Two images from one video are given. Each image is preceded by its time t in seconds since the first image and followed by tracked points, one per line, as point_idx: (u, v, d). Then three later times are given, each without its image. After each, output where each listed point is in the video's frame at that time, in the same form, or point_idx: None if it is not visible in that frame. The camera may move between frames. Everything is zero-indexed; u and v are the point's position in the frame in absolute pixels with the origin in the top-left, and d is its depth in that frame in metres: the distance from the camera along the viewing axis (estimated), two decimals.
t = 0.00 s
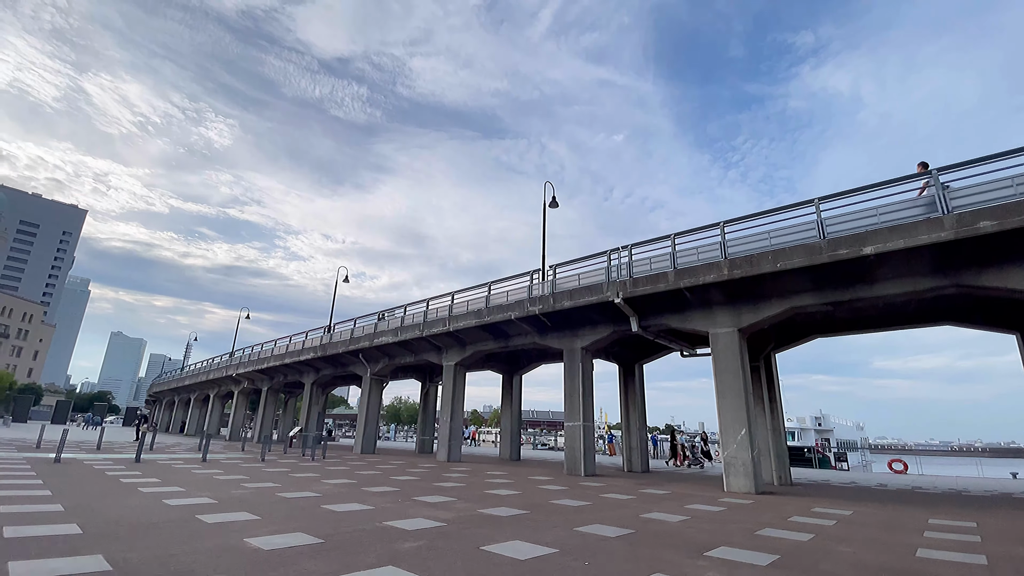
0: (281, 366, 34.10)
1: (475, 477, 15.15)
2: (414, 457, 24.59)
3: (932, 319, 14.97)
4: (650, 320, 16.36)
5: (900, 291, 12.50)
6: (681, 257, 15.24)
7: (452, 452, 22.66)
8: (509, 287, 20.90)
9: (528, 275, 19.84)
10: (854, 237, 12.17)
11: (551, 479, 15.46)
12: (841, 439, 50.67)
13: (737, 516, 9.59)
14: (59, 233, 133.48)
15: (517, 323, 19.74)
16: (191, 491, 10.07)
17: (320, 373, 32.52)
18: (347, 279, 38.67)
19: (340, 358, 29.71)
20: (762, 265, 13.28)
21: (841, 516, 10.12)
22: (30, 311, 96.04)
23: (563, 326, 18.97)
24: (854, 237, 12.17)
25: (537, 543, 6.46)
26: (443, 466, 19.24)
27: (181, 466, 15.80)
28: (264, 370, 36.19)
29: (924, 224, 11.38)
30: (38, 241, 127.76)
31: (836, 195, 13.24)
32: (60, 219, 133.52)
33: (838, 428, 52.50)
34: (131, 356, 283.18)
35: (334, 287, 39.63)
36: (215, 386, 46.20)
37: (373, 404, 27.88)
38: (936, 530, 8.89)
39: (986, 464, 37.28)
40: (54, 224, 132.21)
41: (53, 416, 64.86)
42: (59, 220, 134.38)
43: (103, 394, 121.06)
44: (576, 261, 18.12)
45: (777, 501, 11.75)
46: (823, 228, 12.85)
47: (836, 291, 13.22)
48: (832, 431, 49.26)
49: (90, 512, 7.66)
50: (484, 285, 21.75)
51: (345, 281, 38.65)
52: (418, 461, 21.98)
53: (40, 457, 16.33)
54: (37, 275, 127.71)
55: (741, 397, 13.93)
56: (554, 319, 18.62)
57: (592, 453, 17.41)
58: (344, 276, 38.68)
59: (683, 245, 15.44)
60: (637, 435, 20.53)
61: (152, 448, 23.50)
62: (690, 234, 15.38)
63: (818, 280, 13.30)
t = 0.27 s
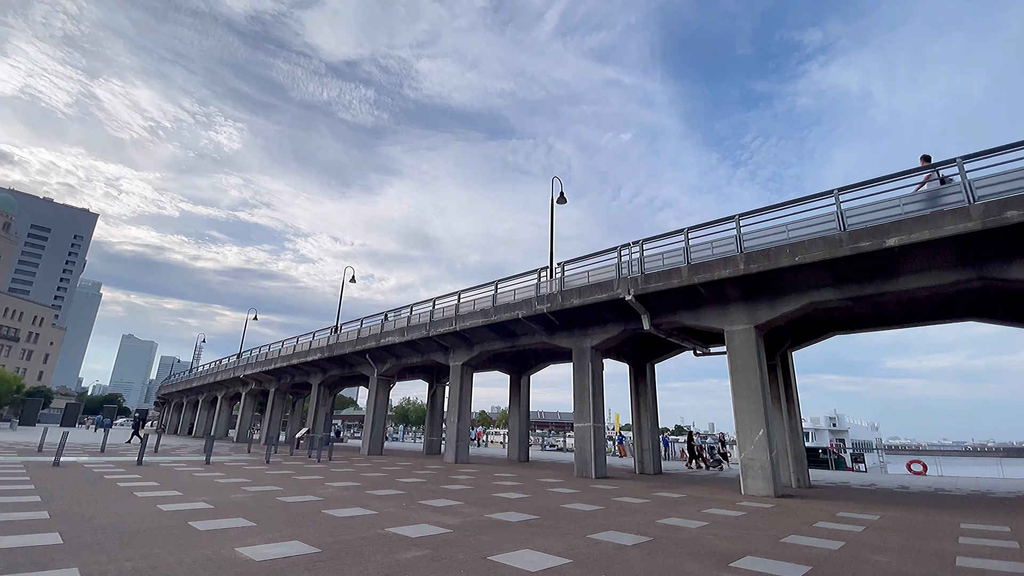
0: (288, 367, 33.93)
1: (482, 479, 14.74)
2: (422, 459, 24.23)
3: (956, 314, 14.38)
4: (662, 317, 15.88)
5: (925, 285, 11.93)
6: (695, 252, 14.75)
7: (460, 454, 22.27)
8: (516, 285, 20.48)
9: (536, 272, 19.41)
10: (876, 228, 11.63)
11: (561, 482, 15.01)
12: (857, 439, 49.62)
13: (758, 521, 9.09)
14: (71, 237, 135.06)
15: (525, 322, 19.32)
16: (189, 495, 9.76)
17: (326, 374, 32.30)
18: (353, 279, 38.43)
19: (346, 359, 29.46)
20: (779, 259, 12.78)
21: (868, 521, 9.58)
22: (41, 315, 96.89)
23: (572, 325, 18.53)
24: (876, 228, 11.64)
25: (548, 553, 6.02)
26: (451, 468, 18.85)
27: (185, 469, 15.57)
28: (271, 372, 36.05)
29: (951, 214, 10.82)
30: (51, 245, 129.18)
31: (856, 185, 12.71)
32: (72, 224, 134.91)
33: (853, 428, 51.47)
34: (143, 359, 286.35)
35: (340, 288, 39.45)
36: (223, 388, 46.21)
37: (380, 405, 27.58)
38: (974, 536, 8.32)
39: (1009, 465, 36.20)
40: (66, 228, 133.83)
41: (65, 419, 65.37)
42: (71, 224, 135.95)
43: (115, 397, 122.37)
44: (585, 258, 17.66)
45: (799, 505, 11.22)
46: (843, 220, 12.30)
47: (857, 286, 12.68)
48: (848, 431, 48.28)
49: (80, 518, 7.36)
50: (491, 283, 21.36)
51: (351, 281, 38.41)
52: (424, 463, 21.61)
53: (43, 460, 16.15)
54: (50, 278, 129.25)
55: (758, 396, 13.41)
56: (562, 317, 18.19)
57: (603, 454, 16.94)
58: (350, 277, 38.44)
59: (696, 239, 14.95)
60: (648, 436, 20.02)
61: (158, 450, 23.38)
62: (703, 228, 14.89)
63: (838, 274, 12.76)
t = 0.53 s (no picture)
0: (295, 368, 33.76)
1: (489, 482, 14.35)
2: (429, 461, 23.87)
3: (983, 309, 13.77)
4: (674, 315, 15.40)
5: (952, 278, 11.36)
6: (708, 247, 14.26)
7: (467, 456, 21.89)
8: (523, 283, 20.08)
9: (544, 270, 18.99)
10: (900, 219, 11.09)
11: (570, 484, 14.59)
12: (872, 440, 48.61)
13: (781, 527, 8.58)
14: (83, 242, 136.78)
15: (532, 320, 18.91)
16: (187, 499, 9.44)
17: (333, 375, 32.09)
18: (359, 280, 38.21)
19: (352, 360, 29.20)
20: (796, 253, 12.28)
21: (895, 526, 9.06)
22: (54, 318, 97.99)
23: (581, 324, 18.09)
24: (900, 219, 11.09)
25: (558, 563, 5.59)
26: (457, 470, 18.49)
27: (188, 472, 15.35)
28: (278, 373, 35.93)
29: (980, 203, 10.26)
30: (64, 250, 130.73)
31: (877, 175, 12.15)
32: (85, 229, 136.53)
33: (868, 429, 50.46)
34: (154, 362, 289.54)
35: (347, 289, 39.29)
36: (231, 390, 46.23)
37: (386, 407, 27.28)
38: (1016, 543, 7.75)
39: None
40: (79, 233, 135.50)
41: (76, 421, 65.87)
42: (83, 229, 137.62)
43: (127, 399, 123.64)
44: (593, 255, 17.22)
45: (822, 509, 10.68)
46: (864, 211, 11.75)
47: (879, 280, 12.13)
48: (863, 432, 47.31)
49: (69, 524, 7.05)
50: (498, 281, 20.97)
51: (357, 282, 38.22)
52: (431, 465, 21.26)
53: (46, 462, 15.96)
54: (63, 282, 130.85)
55: (776, 396, 12.90)
56: (571, 316, 17.77)
57: (613, 456, 16.48)
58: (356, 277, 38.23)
59: (709, 234, 14.46)
60: (660, 437, 19.53)
61: (164, 453, 23.26)
62: (715, 222, 14.38)
63: (859, 268, 12.22)
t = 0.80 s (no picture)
0: (299, 369, 33.50)
1: (495, 484, 13.92)
2: (433, 462, 23.48)
3: (1008, 304, 13.19)
4: (684, 311, 14.94)
5: (978, 270, 10.81)
6: (720, 240, 13.77)
7: (473, 457, 21.48)
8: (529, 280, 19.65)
9: (550, 267, 18.54)
10: (923, 208, 10.55)
11: (578, 486, 14.14)
12: (886, 440, 47.71)
13: (804, 534, 8.09)
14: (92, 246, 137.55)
15: (538, 319, 18.48)
16: (181, 504, 9.09)
17: (337, 376, 31.79)
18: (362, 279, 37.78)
19: (356, 360, 28.86)
20: (813, 245, 11.77)
21: (925, 532, 8.54)
22: (63, 322, 98.64)
23: (588, 321, 17.65)
24: (923, 209, 10.56)
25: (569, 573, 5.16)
26: (462, 472, 18.07)
27: (187, 474, 15.04)
28: (282, 374, 35.68)
29: (1009, 190, 9.72)
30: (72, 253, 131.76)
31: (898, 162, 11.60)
32: (93, 233, 137.53)
33: (882, 429, 49.54)
34: (162, 364, 291.76)
35: (351, 290, 39.01)
36: (237, 392, 46.07)
37: (391, 407, 26.93)
38: None
39: None
40: (87, 237, 136.57)
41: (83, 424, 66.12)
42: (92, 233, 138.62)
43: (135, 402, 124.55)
44: (601, 251, 16.75)
45: (844, 513, 10.18)
46: (884, 200, 11.23)
47: (900, 273, 11.61)
48: (876, 433, 46.42)
49: (52, 531, 6.70)
50: (502, 279, 20.55)
51: (360, 282, 37.82)
52: (435, 466, 20.87)
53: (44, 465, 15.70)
54: (72, 286, 131.83)
55: (792, 394, 12.40)
56: (578, 314, 17.32)
57: (622, 458, 16.01)
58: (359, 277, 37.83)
59: (721, 227, 13.96)
60: (669, 437, 19.05)
61: (166, 455, 23.03)
62: (727, 215, 13.88)
63: (879, 260, 11.69)
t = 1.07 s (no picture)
0: (297, 373, 33.08)
1: (496, 490, 13.50)
2: (433, 467, 23.04)
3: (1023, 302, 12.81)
4: (689, 311, 14.56)
5: (995, 265, 10.44)
6: (726, 238, 13.40)
7: (473, 461, 21.05)
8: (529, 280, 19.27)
9: (551, 266, 18.16)
10: (938, 202, 10.18)
11: (582, 491, 13.72)
12: (890, 442, 47.21)
13: (821, 541, 7.68)
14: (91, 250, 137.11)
15: (539, 319, 18.09)
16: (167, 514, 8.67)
17: (334, 380, 31.35)
18: (360, 281, 37.32)
19: (354, 363, 28.45)
20: (824, 241, 11.40)
21: (948, 537, 8.13)
22: (59, 325, 97.92)
23: (590, 322, 17.26)
24: (938, 202, 10.19)
25: None
26: (462, 476, 17.66)
27: (178, 481, 14.62)
28: (280, 378, 35.25)
29: None
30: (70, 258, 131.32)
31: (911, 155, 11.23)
32: (91, 237, 137.14)
33: (886, 431, 49.05)
34: (161, 369, 290.89)
35: (349, 292, 38.61)
36: (234, 396, 45.61)
37: (389, 411, 26.50)
38: None
39: None
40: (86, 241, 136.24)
41: (80, 429, 65.66)
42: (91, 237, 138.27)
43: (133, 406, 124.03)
44: (603, 249, 16.37)
45: (859, 519, 9.77)
46: (897, 194, 10.87)
47: (913, 269, 11.24)
48: (880, 435, 45.95)
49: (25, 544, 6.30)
50: (502, 279, 20.17)
51: (358, 283, 37.35)
52: (435, 471, 20.43)
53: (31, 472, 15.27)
54: (70, 290, 131.33)
55: (803, 395, 11.99)
56: (580, 314, 16.94)
57: (627, 462, 15.59)
58: (358, 279, 37.38)
59: (728, 223, 13.60)
60: (674, 440, 18.66)
61: (160, 460, 22.57)
62: (734, 211, 13.51)
63: (892, 256, 11.33)
